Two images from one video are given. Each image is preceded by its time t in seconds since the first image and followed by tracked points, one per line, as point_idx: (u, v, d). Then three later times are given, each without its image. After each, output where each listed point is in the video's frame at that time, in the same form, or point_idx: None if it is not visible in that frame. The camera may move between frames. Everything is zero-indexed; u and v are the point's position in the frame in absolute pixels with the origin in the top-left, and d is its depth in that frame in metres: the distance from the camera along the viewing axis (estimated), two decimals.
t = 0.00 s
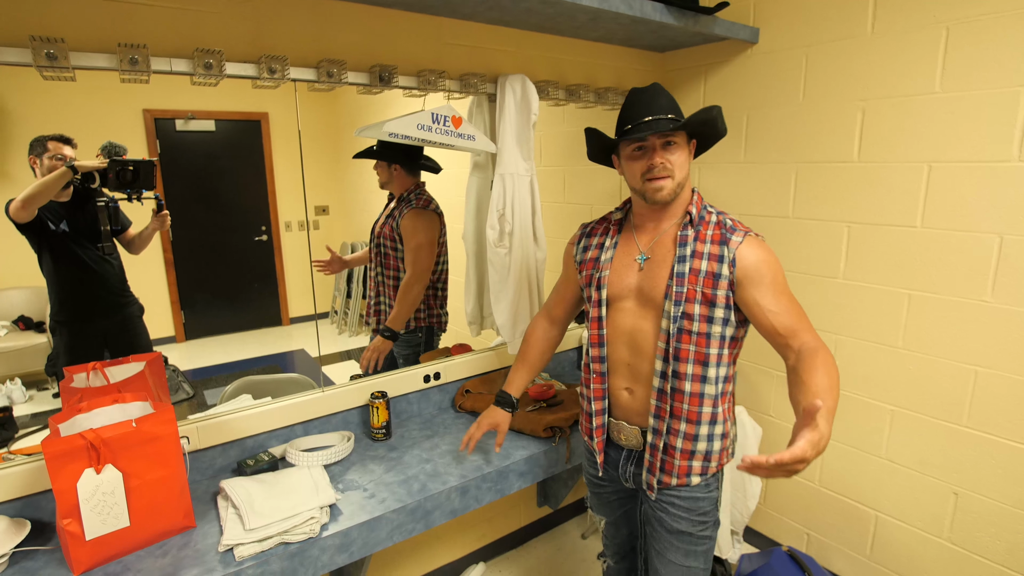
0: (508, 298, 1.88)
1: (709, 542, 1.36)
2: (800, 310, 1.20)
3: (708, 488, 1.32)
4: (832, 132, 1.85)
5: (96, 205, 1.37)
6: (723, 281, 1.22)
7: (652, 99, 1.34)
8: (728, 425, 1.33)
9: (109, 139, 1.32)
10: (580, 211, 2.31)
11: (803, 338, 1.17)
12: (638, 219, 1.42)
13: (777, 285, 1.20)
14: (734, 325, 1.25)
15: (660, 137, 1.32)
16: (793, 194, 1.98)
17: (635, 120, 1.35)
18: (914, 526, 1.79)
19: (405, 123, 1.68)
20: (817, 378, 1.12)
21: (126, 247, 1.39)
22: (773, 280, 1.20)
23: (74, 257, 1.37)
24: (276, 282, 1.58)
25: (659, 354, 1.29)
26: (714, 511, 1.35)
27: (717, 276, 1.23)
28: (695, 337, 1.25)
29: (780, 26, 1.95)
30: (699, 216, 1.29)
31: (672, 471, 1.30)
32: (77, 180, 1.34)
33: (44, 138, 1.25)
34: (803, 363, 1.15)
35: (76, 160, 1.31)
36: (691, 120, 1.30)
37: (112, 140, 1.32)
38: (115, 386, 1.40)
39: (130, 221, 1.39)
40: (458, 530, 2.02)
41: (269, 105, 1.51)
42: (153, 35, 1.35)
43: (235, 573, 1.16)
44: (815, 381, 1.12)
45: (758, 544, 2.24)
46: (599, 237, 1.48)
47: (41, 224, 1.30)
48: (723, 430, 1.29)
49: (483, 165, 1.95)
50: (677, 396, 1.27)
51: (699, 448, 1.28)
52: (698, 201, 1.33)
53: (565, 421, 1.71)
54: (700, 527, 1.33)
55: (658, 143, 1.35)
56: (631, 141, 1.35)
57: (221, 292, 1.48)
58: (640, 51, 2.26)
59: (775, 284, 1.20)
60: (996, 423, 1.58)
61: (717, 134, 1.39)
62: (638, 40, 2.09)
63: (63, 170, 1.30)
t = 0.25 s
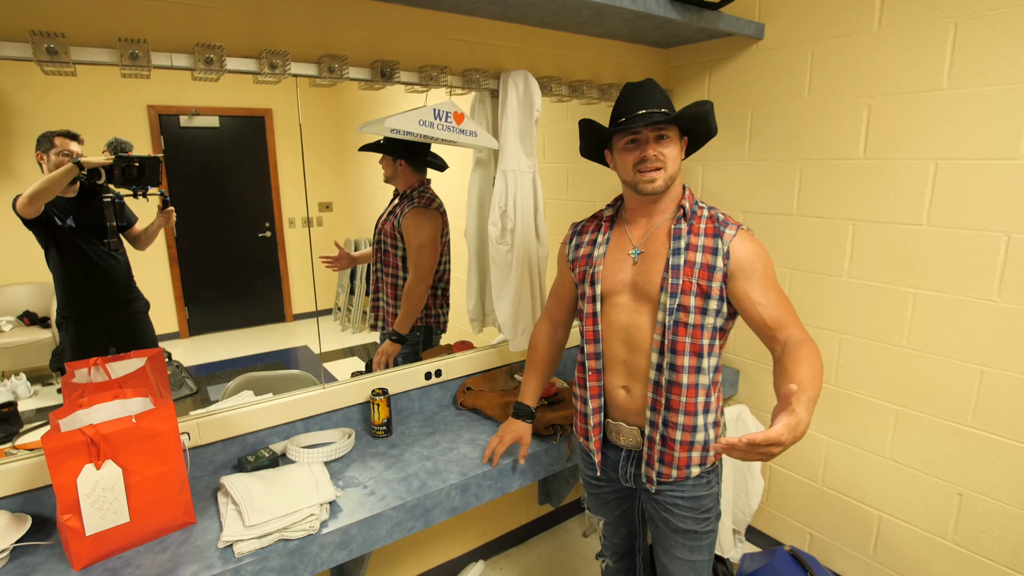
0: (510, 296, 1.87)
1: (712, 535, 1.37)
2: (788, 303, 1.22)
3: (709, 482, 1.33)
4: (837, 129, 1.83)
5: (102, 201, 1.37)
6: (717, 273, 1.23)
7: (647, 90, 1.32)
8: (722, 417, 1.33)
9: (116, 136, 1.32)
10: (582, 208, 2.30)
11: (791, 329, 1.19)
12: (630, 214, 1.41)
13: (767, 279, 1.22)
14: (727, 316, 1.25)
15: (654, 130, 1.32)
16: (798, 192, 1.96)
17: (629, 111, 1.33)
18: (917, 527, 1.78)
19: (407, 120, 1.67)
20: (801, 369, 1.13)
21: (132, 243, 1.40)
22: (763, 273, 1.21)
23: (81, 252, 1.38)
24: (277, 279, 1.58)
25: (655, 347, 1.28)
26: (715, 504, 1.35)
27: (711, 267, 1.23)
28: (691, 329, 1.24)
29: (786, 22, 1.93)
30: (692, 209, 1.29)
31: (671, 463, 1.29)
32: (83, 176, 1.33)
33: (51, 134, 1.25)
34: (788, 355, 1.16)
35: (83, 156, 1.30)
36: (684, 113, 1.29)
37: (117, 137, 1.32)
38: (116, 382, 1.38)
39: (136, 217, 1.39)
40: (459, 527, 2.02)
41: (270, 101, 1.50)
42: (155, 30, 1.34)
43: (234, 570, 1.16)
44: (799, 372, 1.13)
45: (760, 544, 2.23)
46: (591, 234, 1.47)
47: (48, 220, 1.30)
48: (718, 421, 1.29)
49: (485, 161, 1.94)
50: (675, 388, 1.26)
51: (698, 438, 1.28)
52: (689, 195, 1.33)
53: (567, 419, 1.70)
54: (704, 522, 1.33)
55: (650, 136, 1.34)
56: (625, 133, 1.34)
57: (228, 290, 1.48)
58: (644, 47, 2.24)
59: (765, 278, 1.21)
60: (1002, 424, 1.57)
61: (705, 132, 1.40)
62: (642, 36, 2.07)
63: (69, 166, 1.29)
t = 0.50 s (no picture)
0: (507, 300, 1.87)
1: (710, 538, 1.36)
2: (780, 306, 1.21)
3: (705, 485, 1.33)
4: (834, 133, 1.83)
5: (103, 206, 1.37)
6: (710, 276, 1.22)
7: (640, 96, 1.33)
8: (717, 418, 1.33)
9: (116, 141, 1.32)
10: (580, 211, 2.29)
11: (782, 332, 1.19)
12: (625, 217, 1.41)
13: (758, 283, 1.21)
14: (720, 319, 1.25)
15: (648, 134, 1.32)
16: (795, 195, 1.96)
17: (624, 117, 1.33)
18: (916, 531, 1.77)
19: (404, 124, 1.66)
20: (786, 379, 1.13)
21: (132, 248, 1.39)
22: (755, 277, 1.21)
23: (81, 257, 1.38)
24: (274, 284, 1.58)
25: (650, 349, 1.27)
26: (712, 507, 1.35)
27: (704, 270, 1.22)
28: (685, 332, 1.24)
29: (783, 25, 1.93)
30: (686, 212, 1.29)
31: (668, 466, 1.28)
32: (84, 181, 1.33)
33: (51, 140, 1.25)
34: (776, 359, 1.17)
35: (83, 161, 1.30)
36: (678, 116, 1.29)
37: (118, 141, 1.32)
38: (113, 388, 1.36)
39: (135, 221, 1.39)
40: (457, 532, 2.01)
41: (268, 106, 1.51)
42: (153, 36, 1.35)
43: None
44: (785, 381, 1.13)
45: (760, 548, 2.22)
46: (586, 236, 1.47)
47: (49, 225, 1.30)
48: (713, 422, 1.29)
49: (483, 165, 1.94)
50: (670, 390, 1.26)
51: (693, 441, 1.27)
52: (685, 199, 1.33)
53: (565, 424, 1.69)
54: (701, 525, 1.33)
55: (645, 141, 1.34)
56: (620, 138, 1.34)
57: (228, 294, 1.49)
58: (641, 50, 2.25)
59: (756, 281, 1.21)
60: (1000, 427, 1.56)
61: (703, 132, 1.39)
62: (640, 40, 2.08)
63: (70, 171, 1.30)
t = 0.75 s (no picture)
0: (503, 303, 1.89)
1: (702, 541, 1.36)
2: (773, 308, 1.21)
3: (696, 488, 1.33)
4: (827, 134, 1.84)
5: (98, 210, 1.37)
6: (701, 279, 1.23)
7: (631, 101, 1.33)
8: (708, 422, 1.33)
9: (112, 144, 1.32)
10: (576, 213, 2.30)
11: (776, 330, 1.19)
12: (617, 220, 1.42)
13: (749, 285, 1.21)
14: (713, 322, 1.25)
15: (639, 139, 1.32)
16: (789, 196, 1.97)
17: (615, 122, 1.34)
18: (912, 530, 1.77)
19: (398, 127, 1.68)
20: (769, 375, 1.13)
21: (128, 252, 1.39)
22: (747, 280, 1.21)
23: (77, 261, 1.38)
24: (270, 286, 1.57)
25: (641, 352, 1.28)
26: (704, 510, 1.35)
27: (696, 274, 1.23)
28: (676, 335, 1.24)
29: (776, 28, 1.94)
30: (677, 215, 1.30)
31: (658, 468, 1.29)
32: (79, 184, 1.33)
33: (47, 144, 1.25)
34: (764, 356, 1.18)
35: (78, 164, 1.30)
36: (668, 121, 1.30)
37: (113, 145, 1.32)
38: (108, 392, 1.39)
39: (131, 225, 1.39)
40: (454, 534, 2.01)
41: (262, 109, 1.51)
42: (147, 40, 1.35)
43: None
44: (769, 376, 1.13)
45: (757, 548, 2.22)
46: (579, 239, 1.48)
47: (44, 228, 1.30)
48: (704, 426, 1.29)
49: (478, 168, 1.95)
50: (660, 392, 1.26)
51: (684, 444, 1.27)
52: (677, 202, 1.34)
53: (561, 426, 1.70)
54: (692, 528, 1.33)
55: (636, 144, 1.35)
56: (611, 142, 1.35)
57: (225, 297, 1.48)
58: (635, 53, 2.26)
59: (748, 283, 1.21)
60: (994, 426, 1.57)
61: (696, 134, 1.39)
62: (634, 42, 2.09)
63: (65, 174, 1.29)
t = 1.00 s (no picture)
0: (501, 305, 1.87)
1: (696, 543, 1.35)
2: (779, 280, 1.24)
3: (690, 488, 1.32)
4: (824, 134, 1.85)
5: (96, 214, 1.36)
6: (697, 277, 1.24)
7: (613, 109, 1.33)
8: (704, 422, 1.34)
9: (109, 148, 1.33)
10: (574, 214, 2.30)
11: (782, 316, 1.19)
12: (609, 222, 1.43)
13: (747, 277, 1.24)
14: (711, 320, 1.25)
15: (625, 145, 1.32)
16: (786, 196, 1.98)
17: (600, 131, 1.34)
18: (912, 529, 1.78)
19: (395, 130, 1.66)
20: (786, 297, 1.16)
21: (126, 256, 1.39)
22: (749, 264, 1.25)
23: (74, 265, 1.37)
24: (273, 289, 1.58)
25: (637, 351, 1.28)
26: (698, 511, 1.34)
27: (693, 271, 1.24)
28: (672, 333, 1.25)
29: (772, 28, 1.95)
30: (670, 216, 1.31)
31: (650, 467, 1.29)
32: (77, 189, 1.33)
33: (44, 149, 1.26)
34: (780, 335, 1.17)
35: (76, 169, 1.31)
36: (653, 125, 1.30)
37: (111, 149, 1.33)
38: (107, 397, 1.36)
39: (129, 229, 1.39)
40: (455, 536, 2.01)
41: (259, 113, 1.51)
42: (143, 45, 1.35)
43: None
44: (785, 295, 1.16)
45: (757, 548, 2.23)
46: (571, 240, 1.48)
47: (42, 233, 1.30)
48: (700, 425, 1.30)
49: (475, 170, 1.94)
50: (656, 391, 1.27)
51: (676, 443, 1.28)
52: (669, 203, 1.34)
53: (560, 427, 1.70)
54: (684, 529, 1.32)
55: (622, 151, 1.34)
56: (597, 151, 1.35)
57: (223, 300, 1.49)
58: (632, 54, 2.26)
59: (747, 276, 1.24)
60: (993, 424, 1.57)
61: (682, 132, 1.38)
62: (630, 44, 2.09)
63: (63, 179, 1.30)
